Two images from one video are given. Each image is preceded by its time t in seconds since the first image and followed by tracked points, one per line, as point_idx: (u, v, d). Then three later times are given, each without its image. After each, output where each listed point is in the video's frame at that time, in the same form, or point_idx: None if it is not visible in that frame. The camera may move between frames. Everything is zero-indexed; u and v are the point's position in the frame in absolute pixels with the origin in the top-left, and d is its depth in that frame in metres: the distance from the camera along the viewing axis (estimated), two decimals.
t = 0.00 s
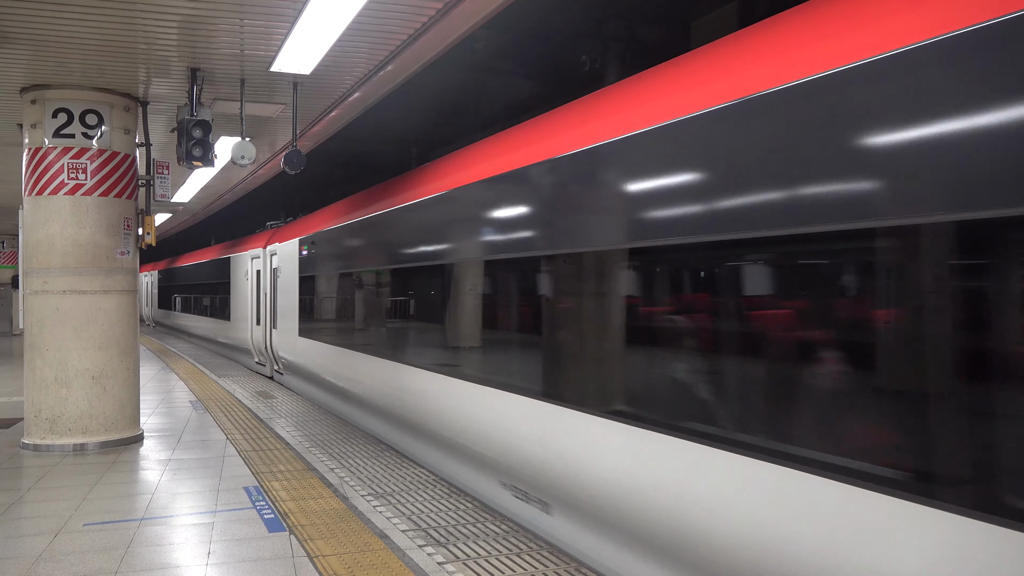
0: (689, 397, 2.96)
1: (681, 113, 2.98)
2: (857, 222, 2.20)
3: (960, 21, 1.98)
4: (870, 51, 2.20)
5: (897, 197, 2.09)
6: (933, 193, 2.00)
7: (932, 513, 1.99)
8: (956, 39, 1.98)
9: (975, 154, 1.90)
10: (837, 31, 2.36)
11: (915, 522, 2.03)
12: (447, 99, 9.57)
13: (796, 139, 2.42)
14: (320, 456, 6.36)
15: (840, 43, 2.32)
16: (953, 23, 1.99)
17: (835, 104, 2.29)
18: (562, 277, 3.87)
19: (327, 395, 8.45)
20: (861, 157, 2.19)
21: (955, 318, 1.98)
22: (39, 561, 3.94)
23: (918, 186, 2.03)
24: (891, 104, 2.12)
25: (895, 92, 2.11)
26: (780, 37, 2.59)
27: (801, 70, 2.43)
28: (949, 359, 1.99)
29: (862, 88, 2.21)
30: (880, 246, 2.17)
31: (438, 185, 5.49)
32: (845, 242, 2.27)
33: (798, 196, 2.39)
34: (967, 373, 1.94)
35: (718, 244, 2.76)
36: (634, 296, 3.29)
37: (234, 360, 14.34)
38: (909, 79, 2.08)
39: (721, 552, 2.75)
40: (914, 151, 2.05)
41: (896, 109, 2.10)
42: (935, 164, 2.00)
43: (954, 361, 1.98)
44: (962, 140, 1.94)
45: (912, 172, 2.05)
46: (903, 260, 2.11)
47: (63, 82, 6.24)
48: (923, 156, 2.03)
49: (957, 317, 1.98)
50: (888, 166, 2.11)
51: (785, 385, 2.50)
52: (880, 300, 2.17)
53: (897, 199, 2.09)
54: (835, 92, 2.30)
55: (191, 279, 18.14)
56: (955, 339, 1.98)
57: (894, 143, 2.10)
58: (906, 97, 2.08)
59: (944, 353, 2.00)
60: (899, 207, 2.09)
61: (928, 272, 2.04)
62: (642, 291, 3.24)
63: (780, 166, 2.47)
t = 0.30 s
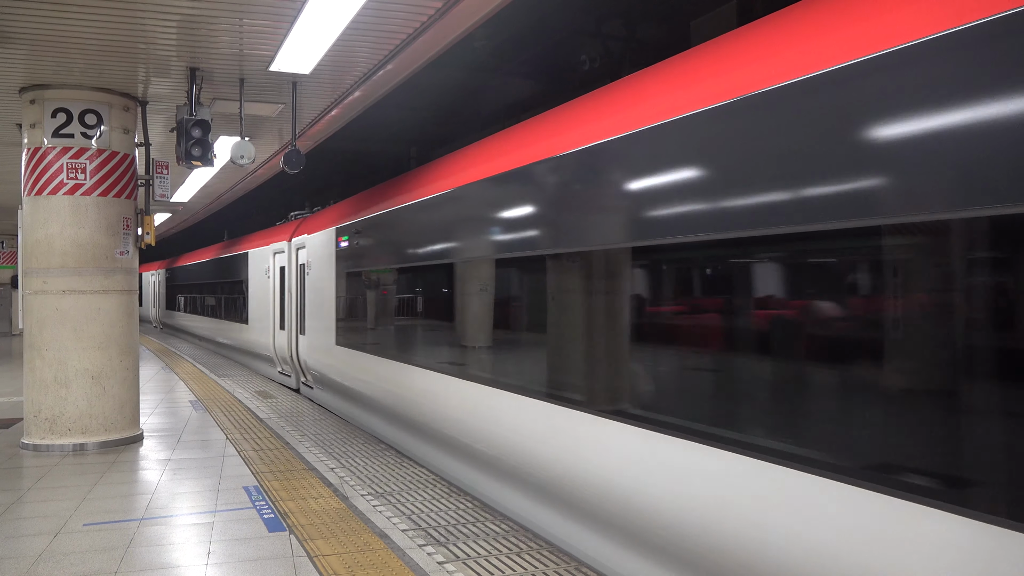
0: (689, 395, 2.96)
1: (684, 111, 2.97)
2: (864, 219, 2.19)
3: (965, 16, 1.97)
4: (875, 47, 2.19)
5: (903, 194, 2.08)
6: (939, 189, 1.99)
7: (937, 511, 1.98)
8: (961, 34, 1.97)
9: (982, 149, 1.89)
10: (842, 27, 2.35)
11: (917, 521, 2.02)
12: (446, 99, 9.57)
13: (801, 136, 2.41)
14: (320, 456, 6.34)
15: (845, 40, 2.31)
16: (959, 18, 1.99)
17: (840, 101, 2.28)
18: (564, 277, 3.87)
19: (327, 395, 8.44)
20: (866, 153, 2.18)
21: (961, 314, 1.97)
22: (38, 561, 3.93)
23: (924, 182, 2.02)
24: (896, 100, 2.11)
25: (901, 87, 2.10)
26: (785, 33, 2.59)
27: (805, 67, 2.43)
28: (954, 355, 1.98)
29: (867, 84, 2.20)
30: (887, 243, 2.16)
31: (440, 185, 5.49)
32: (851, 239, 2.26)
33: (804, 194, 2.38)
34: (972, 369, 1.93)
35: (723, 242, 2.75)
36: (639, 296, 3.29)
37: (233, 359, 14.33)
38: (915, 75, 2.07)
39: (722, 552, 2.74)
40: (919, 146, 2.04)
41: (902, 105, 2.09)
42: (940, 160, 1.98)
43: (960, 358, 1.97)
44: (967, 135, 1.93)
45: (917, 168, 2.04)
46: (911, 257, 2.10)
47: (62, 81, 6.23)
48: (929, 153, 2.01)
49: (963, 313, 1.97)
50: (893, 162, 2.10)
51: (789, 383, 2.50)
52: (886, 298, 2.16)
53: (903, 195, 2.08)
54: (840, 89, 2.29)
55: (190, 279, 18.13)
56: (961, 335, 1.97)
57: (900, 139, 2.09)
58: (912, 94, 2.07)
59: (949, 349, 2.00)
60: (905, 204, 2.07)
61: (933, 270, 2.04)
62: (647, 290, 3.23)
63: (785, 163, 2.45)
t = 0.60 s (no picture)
0: (693, 395, 2.95)
1: (690, 110, 2.96)
2: (873, 219, 2.18)
3: (974, 13, 1.97)
4: (883, 45, 2.19)
5: (913, 194, 2.08)
6: (949, 188, 1.98)
7: (939, 511, 1.98)
8: (970, 32, 1.96)
9: (991, 148, 1.89)
10: (847, 27, 2.35)
11: (921, 520, 2.01)
12: (446, 98, 9.57)
13: (808, 136, 2.40)
14: (319, 456, 6.34)
15: (852, 38, 2.30)
16: (968, 15, 1.98)
17: (849, 99, 2.27)
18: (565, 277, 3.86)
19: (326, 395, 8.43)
20: (875, 153, 2.18)
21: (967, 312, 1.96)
22: (37, 560, 3.93)
23: (935, 182, 2.02)
24: (905, 99, 2.10)
25: (910, 86, 2.09)
26: (791, 32, 2.58)
27: (812, 65, 2.42)
28: (961, 352, 1.96)
29: (875, 83, 2.20)
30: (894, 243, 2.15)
31: (442, 185, 5.49)
32: (856, 238, 2.25)
33: (813, 193, 2.37)
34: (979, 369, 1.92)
35: (728, 242, 2.74)
36: (642, 295, 3.28)
37: (232, 360, 14.33)
38: (924, 73, 2.06)
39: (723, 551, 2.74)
40: (929, 146, 2.04)
41: (911, 104, 2.09)
42: (951, 159, 1.98)
43: (968, 357, 1.95)
44: (976, 135, 1.92)
45: (928, 168, 2.03)
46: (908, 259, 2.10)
47: (61, 80, 6.23)
48: (939, 152, 2.01)
49: (971, 311, 1.95)
50: (903, 162, 2.10)
51: (792, 382, 2.48)
52: (892, 297, 2.15)
53: (913, 195, 2.07)
54: (848, 87, 2.28)
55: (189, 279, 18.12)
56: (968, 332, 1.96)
57: (909, 138, 2.09)
58: (921, 93, 2.06)
59: (957, 347, 1.98)
60: (915, 204, 2.07)
61: (940, 268, 2.02)
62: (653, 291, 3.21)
63: (791, 163, 2.45)
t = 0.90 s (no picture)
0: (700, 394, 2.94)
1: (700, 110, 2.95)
2: (887, 218, 2.16)
3: (985, 11, 1.96)
4: (896, 43, 2.17)
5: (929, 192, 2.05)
6: (962, 185, 1.97)
7: (941, 509, 1.98)
8: (982, 29, 1.95)
9: (1004, 146, 1.87)
10: (855, 26, 2.35)
11: (925, 518, 2.02)
12: (445, 97, 9.56)
13: (820, 135, 2.39)
14: (319, 455, 6.33)
15: (864, 37, 2.29)
16: (977, 15, 1.98)
17: (860, 98, 2.26)
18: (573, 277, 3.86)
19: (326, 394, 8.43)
20: (889, 152, 2.16)
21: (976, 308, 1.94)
22: (38, 560, 3.93)
23: (949, 180, 2.00)
24: (917, 98, 2.09)
25: (923, 85, 2.08)
26: (801, 31, 2.57)
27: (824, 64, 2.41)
28: (966, 352, 1.96)
29: (886, 81, 2.19)
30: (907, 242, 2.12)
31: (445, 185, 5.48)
32: (870, 236, 2.22)
33: (822, 193, 2.37)
34: (990, 368, 1.90)
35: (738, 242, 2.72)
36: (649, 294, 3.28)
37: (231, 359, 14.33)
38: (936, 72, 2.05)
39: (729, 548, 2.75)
40: (942, 144, 2.02)
41: (924, 103, 2.07)
42: (965, 158, 1.96)
43: (981, 354, 1.92)
44: (987, 132, 1.91)
45: (942, 166, 2.02)
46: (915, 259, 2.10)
47: (60, 80, 6.22)
48: (952, 150, 1.99)
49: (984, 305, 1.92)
50: (917, 160, 2.08)
51: (804, 381, 2.46)
52: (907, 291, 2.13)
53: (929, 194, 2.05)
54: (860, 86, 2.27)
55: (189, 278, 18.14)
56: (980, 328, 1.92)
57: (922, 137, 2.07)
58: (936, 91, 2.05)
59: (970, 344, 1.95)
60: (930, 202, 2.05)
61: (954, 263, 2.00)
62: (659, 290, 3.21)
63: (802, 163, 2.45)
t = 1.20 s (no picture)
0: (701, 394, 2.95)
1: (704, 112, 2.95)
2: (892, 220, 2.18)
3: (992, 12, 1.97)
4: (904, 45, 2.18)
5: (944, 194, 2.05)
6: (977, 186, 1.97)
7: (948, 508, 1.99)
8: (990, 30, 1.96)
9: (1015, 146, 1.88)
10: (862, 29, 2.35)
11: (930, 518, 2.02)
12: (444, 97, 9.57)
13: (826, 138, 2.39)
14: (319, 455, 6.32)
15: (870, 39, 2.30)
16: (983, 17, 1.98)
17: (867, 100, 2.27)
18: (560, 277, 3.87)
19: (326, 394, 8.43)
20: (899, 153, 2.16)
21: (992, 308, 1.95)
22: (37, 560, 3.93)
23: (962, 181, 2.00)
24: (926, 100, 2.10)
25: (932, 87, 2.09)
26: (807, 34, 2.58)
27: (831, 66, 2.41)
28: (973, 350, 1.98)
29: (894, 82, 2.19)
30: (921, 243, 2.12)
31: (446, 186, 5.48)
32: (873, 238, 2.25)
33: (819, 198, 2.40)
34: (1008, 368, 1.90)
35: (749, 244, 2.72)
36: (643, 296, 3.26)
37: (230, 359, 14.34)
38: (945, 72, 2.06)
39: (731, 548, 2.76)
40: (953, 145, 2.02)
41: (933, 105, 2.08)
42: (974, 159, 1.97)
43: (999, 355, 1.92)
44: (998, 133, 1.91)
45: (954, 168, 2.02)
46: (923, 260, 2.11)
47: (60, 79, 6.22)
48: (961, 151, 2.00)
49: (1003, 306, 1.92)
50: (930, 162, 2.07)
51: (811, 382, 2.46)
52: (922, 293, 2.12)
53: (945, 195, 2.04)
54: (868, 88, 2.27)
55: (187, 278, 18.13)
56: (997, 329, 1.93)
57: (932, 139, 2.07)
58: (942, 92, 2.06)
59: (986, 344, 1.95)
60: (944, 204, 2.05)
61: (968, 263, 2.00)
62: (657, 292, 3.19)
63: (810, 165, 2.45)
